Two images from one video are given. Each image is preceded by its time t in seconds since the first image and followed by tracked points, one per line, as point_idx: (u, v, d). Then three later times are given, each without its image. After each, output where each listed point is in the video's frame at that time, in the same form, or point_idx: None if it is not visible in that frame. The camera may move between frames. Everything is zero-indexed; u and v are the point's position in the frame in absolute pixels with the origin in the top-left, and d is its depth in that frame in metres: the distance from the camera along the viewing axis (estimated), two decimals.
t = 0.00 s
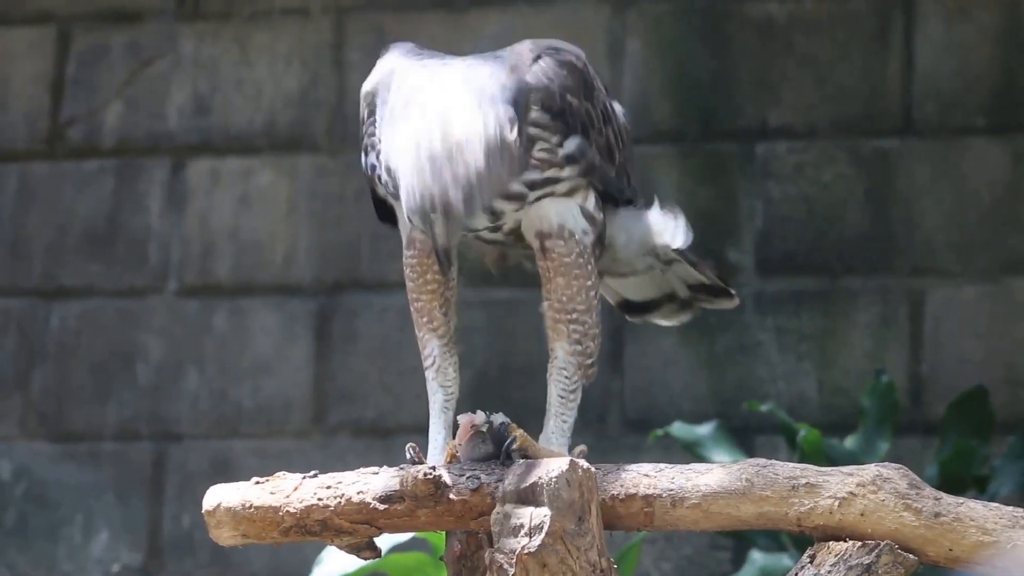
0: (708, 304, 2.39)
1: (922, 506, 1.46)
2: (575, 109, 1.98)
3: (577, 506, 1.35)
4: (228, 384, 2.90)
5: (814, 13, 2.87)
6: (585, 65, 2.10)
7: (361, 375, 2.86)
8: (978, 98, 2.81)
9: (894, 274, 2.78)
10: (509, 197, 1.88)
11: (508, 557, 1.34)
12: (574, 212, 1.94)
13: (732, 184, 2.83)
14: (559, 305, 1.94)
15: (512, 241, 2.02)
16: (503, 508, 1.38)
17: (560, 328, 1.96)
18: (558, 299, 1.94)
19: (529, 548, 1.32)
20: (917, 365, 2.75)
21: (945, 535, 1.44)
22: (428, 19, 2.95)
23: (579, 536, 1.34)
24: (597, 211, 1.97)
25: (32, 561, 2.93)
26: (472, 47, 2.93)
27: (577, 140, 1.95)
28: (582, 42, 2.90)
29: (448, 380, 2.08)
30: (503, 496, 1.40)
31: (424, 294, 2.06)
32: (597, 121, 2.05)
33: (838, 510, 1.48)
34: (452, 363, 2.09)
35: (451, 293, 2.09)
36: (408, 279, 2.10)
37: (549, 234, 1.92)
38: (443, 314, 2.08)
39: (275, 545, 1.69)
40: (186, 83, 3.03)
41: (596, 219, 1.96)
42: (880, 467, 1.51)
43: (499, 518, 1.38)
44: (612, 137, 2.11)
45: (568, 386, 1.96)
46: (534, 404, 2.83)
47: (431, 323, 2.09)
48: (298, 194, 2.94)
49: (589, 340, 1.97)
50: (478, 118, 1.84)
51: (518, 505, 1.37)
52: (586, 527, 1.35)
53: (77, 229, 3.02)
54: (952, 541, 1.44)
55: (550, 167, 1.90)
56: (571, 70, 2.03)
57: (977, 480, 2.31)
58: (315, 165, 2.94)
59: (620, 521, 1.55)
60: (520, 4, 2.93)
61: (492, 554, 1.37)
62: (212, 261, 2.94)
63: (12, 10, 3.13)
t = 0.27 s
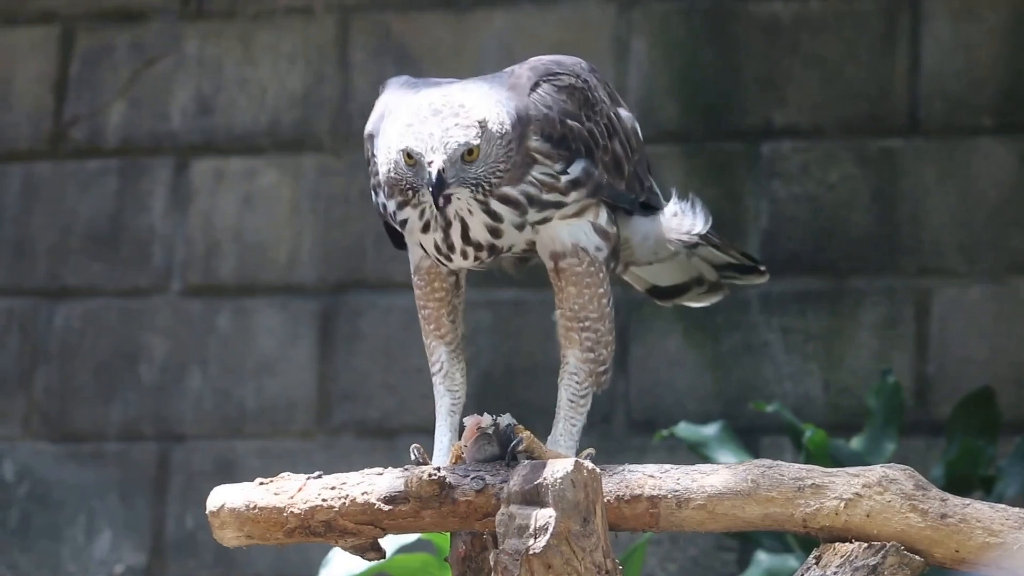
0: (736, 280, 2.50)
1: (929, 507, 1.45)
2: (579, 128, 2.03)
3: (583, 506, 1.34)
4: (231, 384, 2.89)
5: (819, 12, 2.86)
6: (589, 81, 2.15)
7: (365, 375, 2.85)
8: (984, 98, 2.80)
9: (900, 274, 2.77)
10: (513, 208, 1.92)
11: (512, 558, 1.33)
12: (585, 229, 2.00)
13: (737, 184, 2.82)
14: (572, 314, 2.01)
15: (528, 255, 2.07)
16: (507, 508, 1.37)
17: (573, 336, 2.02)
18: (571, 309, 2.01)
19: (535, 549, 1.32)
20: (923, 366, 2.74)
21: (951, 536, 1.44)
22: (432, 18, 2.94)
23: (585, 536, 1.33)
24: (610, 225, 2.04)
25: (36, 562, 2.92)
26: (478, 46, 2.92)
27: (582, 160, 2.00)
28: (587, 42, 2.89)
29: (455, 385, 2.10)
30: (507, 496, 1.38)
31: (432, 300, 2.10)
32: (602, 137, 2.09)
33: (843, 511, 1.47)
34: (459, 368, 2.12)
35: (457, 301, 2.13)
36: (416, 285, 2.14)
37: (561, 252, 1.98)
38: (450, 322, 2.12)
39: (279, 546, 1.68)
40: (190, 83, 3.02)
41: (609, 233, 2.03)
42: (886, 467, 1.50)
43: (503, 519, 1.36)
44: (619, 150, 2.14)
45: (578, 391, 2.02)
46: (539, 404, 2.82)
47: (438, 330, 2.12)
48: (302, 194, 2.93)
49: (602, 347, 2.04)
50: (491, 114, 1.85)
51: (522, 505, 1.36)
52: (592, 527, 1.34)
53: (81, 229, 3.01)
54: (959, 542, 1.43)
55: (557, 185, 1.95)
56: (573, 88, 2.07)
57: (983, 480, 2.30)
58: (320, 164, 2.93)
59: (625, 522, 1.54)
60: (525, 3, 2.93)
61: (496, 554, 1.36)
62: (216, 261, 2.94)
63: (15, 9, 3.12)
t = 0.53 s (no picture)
0: (740, 261, 2.46)
1: (930, 507, 1.46)
2: (585, 141, 2.03)
3: (585, 506, 1.34)
4: (235, 384, 2.90)
5: (822, 13, 2.86)
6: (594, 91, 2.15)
7: (368, 375, 2.86)
8: (986, 99, 2.81)
9: (902, 274, 2.78)
10: (521, 224, 1.93)
11: (515, 557, 1.33)
12: (595, 241, 2.02)
13: (740, 185, 2.83)
14: (580, 319, 2.02)
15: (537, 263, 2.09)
16: (510, 508, 1.38)
17: (581, 341, 2.04)
18: (579, 314, 2.02)
19: (537, 548, 1.32)
20: (925, 366, 2.75)
21: (953, 535, 1.44)
22: (435, 19, 2.95)
23: (587, 536, 1.34)
24: (620, 233, 2.06)
25: (40, 561, 2.93)
26: (481, 47, 2.93)
27: (589, 175, 2.01)
28: (590, 43, 2.90)
29: (460, 387, 2.12)
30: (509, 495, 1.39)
31: (438, 305, 2.11)
32: (608, 150, 2.10)
33: (845, 511, 1.48)
34: (465, 371, 2.13)
35: (464, 306, 2.14)
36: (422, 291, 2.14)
37: (572, 263, 2.01)
38: (456, 327, 2.13)
39: (283, 545, 1.69)
40: (194, 83, 3.03)
41: (620, 242, 2.05)
42: (888, 466, 1.51)
43: (506, 518, 1.37)
44: (625, 160, 2.15)
45: (584, 394, 2.03)
46: (542, 404, 2.83)
47: (444, 335, 2.13)
48: (306, 194, 2.94)
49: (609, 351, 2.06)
50: (496, 127, 1.83)
51: (524, 505, 1.37)
52: (594, 527, 1.35)
53: (85, 229, 3.02)
54: (960, 541, 1.44)
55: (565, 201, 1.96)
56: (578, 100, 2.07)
57: (984, 480, 2.30)
58: (323, 165, 2.94)
59: (627, 521, 1.55)
60: (528, 4, 2.93)
61: (499, 554, 1.37)
62: (220, 261, 2.94)
63: (20, 10, 3.13)
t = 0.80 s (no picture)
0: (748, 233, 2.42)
1: (931, 507, 1.46)
2: (579, 155, 1.99)
3: (586, 507, 1.35)
4: (238, 384, 2.91)
5: (823, 14, 2.87)
6: (588, 95, 2.08)
7: (370, 376, 2.87)
8: (987, 100, 2.81)
9: (903, 275, 2.79)
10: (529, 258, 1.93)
11: (517, 558, 1.33)
12: (596, 248, 2.06)
13: (741, 186, 2.84)
14: (583, 324, 2.04)
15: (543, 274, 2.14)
16: (512, 508, 1.38)
17: (584, 345, 2.05)
18: (582, 319, 2.04)
19: (538, 548, 1.32)
20: (926, 366, 2.75)
21: (953, 535, 1.45)
22: (437, 21, 2.96)
23: (589, 536, 1.34)
24: (621, 238, 2.11)
25: (43, 561, 2.94)
26: (482, 47, 2.94)
27: (586, 188, 2.00)
28: (591, 44, 2.90)
29: (462, 392, 2.12)
30: (511, 496, 1.39)
31: (438, 315, 2.08)
32: (604, 157, 2.06)
33: (846, 511, 1.48)
34: (466, 376, 2.14)
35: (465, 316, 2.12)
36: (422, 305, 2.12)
37: (574, 273, 2.05)
38: (457, 335, 2.11)
39: (285, 545, 1.69)
40: (197, 85, 3.04)
41: (621, 247, 2.10)
42: (888, 467, 1.51)
43: (508, 519, 1.38)
44: (622, 161, 2.12)
45: (588, 396, 2.03)
46: (544, 404, 2.84)
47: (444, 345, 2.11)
48: (308, 195, 2.94)
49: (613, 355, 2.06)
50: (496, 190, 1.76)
51: (525, 505, 1.37)
52: (595, 527, 1.35)
53: (88, 230, 3.03)
54: (961, 541, 1.45)
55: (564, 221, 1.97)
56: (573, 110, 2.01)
57: (985, 480, 2.31)
58: (325, 166, 2.95)
59: (629, 521, 1.56)
60: (530, 6, 2.94)
61: (500, 554, 1.37)
62: (222, 262, 2.95)
63: (23, 12, 3.14)
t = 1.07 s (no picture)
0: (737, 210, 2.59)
1: (932, 509, 1.46)
2: (578, 177, 2.03)
3: (588, 508, 1.34)
4: (239, 385, 2.91)
5: (825, 15, 2.87)
6: (580, 107, 2.09)
7: (371, 377, 2.86)
8: (988, 101, 2.81)
9: (904, 277, 2.78)
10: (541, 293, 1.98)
11: (518, 558, 1.33)
12: (602, 263, 2.15)
13: (742, 187, 2.84)
14: (590, 333, 2.17)
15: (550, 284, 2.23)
16: (513, 509, 1.38)
17: (592, 354, 2.18)
18: (589, 328, 2.17)
19: (540, 550, 1.32)
20: (927, 368, 2.75)
21: (955, 537, 1.44)
22: (439, 21, 2.95)
23: (590, 538, 1.34)
24: (629, 246, 2.18)
25: (44, 561, 2.94)
26: (484, 48, 2.93)
27: (589, 212, 2.04)
28: (593, 45, 2.90)
29: (463, 397, 2.12)
30: (512, 497, 1.39)
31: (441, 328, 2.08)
32: (603, 173, 2.09)
33: (848, 513, 1.48)
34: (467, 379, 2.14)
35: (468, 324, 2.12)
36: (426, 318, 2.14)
37: (583, 288, 2.17)
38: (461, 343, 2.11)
39: (286, 546, 1.69)
40: (198, 85, 3.03)
41: (628, 255, 2.18)
42: (890, 468, 1.51)
43: (509, 520, 1.37)
44: (621, 169, 2.15)
45: (594, 401, 2.18)
46: (545, 405, 2.84)
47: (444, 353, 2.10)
48: (309, 195, 2.94)
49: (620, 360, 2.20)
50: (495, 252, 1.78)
51: (527, 506, 1.37)
52: (597, 529, 1.35)
53: (89, 230, 3.02)
54: (962, 543, 1.44)
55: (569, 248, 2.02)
56: (566, 131, 2.03)
57: (987, 482, 2.30)
58: (327, 167, 2.94)
59: (630, 523, 1.55)
60: (532, 7, 2.94)
61: (501, 555, 1.37)
62: (223, 262, 2.95)
63: (23, 11, 3.13)
